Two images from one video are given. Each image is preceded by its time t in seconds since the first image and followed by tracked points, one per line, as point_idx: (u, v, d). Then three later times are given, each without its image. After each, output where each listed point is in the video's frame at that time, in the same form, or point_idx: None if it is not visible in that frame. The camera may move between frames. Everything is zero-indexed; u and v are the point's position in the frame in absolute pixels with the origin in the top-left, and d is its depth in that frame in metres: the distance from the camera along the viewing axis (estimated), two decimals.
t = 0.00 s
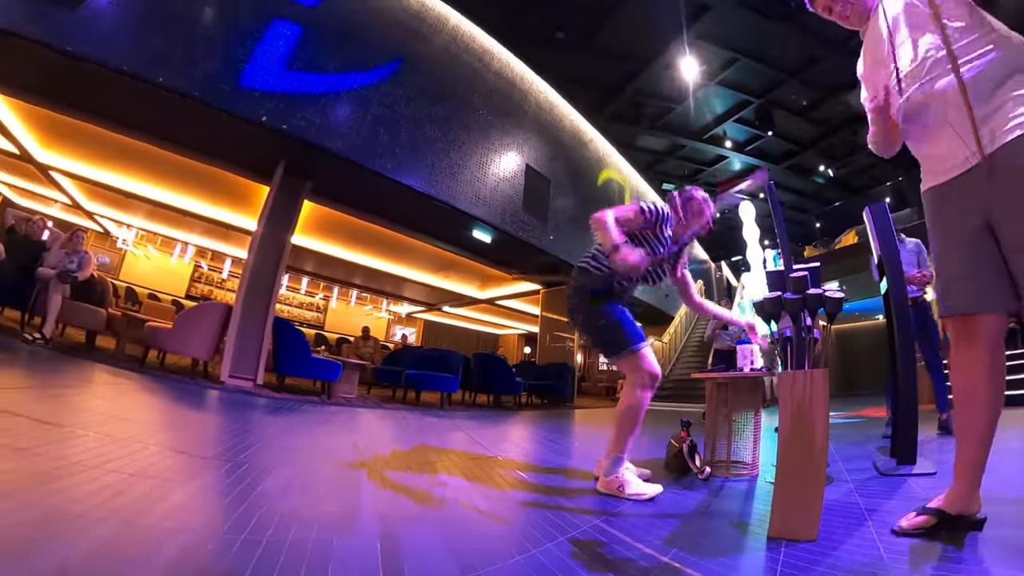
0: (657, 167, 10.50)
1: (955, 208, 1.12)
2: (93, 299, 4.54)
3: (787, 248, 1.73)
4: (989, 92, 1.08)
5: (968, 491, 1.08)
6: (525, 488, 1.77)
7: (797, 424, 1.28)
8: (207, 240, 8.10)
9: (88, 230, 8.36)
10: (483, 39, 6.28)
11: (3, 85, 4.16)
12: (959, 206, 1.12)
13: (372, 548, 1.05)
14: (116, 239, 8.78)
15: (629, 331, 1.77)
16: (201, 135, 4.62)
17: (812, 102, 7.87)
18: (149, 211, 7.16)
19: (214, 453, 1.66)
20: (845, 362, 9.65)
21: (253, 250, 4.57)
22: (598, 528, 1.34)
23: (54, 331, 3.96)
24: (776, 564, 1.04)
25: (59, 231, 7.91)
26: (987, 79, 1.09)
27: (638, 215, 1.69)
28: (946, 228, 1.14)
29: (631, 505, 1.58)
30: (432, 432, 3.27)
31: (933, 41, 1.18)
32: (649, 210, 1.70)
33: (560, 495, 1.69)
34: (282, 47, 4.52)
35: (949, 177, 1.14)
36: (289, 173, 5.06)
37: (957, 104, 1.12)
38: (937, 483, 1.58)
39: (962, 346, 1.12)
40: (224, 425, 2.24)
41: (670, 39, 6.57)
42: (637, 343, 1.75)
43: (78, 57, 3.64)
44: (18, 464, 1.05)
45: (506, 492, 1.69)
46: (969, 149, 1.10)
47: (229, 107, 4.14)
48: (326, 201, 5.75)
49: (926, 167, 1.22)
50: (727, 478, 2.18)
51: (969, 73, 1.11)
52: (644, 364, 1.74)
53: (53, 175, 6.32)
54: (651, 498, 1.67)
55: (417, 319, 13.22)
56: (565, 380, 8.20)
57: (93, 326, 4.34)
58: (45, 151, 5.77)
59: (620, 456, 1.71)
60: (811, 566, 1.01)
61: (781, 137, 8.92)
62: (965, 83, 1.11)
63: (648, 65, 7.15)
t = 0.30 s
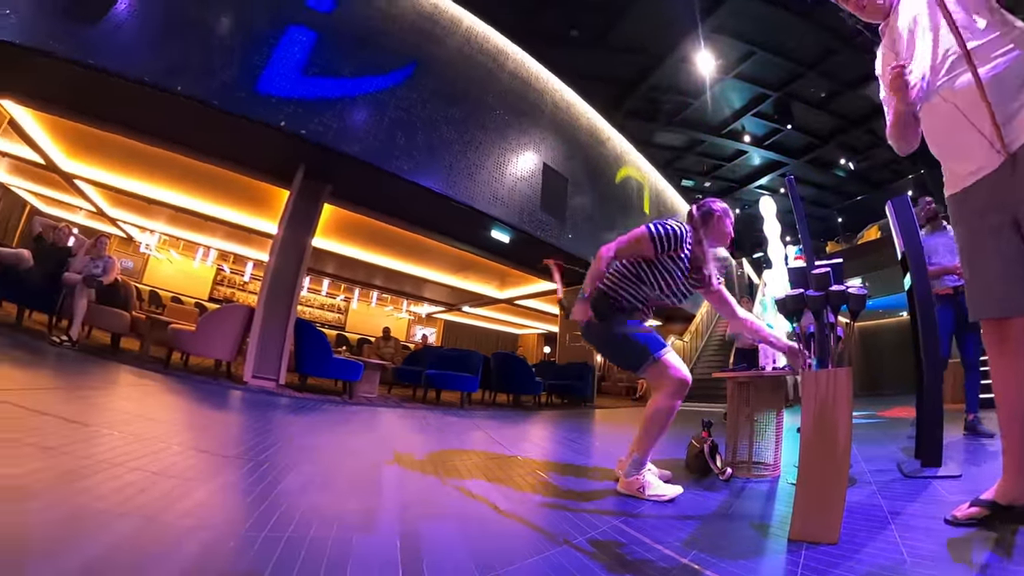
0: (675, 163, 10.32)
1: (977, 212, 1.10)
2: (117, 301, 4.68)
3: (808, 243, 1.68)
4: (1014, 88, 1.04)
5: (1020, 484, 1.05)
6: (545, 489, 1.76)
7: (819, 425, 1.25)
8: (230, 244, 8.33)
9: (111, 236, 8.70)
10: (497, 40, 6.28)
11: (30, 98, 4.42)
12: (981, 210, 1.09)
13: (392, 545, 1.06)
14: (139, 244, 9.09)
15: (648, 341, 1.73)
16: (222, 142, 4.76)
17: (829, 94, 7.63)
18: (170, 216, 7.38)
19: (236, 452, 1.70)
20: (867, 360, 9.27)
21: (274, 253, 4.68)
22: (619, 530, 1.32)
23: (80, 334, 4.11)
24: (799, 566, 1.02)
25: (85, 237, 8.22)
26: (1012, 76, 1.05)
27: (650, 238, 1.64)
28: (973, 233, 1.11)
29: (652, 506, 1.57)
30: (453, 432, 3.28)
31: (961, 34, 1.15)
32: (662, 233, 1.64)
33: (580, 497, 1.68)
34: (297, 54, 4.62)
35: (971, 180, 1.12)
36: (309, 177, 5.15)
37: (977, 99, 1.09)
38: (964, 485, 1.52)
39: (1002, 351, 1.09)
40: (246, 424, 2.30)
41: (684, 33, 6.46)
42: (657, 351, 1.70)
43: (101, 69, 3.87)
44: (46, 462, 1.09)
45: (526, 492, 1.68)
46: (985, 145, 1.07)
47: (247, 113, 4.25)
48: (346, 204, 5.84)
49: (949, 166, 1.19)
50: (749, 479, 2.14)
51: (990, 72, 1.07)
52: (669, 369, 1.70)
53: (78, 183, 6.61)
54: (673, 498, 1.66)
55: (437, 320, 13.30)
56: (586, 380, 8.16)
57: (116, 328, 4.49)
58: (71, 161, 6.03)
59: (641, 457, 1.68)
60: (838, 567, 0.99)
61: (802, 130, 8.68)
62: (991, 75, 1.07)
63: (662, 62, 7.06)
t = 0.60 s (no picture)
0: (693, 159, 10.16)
1: (1004, 235, 0.91)
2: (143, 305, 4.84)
3: (832, 238, 1.63)
4: None
5: None
6: (565, 487, 1.75)
7: (843, 426, 1.21)
8: (254, 248, 8.54)
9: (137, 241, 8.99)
10: (512, 40, 6.29)
11: (57, 112, 4.71)
12: (1011, 233, 0.90)
13: (412, 543, 1.06)
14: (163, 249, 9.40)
15: (670, 325, 1.69)
16: (243, 149, 4.89)
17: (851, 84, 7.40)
18: (194, 222, 7.60)
19: (260, 451, 1.75)
20: (892, 358, 9.29)
21: (296, 256, 4.78)
22: (639, 530, 1.31)
23: (106, 337, 4.26)
24: (821, 569, 0.99)
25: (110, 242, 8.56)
26: None
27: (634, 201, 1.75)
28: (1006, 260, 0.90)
29: (674, 507, 1.54)
30: (474, 431, 3.30)
31: (982, 51, 0.99)
32: (642, 195, 1.75)
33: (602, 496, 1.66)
34: (314, 60, 4.72)
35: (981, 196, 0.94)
36: (329, 181, 5.25)
37: (1003, 124, 0.91)
38: (995, 488, 1.46)
39: None
40: (270, 424, 2.35)
41: (699, 27, 6.36)
42: (676, 341, 1.65)
43: (121, 82, 4.04)
44: (74, 460, 1.14)
45: (547, 491, 1.68)
46: (1013, 172, 0.89)
47: (267, 120, 4.36)
48: (366, 206, 5.93)
49: (960, 184, 1.00)
50: (771, 480, 2.09)
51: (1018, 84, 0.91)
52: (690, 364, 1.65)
53: (101, 191, 6.93)
54: (692, 499, 1.63)
55: (458, 320, 13.39)
56: (606, 380, 8.10)
57: (142, 331, 4.64)
58: (94, 169, 6.27)
59: (659, 456, 1.66)
60: (863, 571, 0.96)
61: (823, 122, 8.43)
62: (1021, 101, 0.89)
63: (678, 57, 6.99)
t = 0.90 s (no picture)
0: (715, 154, 9.96)
1: None
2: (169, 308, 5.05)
3: (857, 233, 1.57)
4: None
5: None
6: (584, 485, 1.75)
7: (869, 427, 1.18)
8: (279, 251, 8.75)
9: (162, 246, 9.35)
10: (527, 39, 6.30)
11: (83, 124, 5.01)
12: None
13: (433, 541, 1.07)
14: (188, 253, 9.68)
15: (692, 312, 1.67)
16: (265, 154, 5.02)
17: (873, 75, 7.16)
18: (218, 226, 7.81)
19: (285, 449, 1.79)
20: (918, 355, 9.17)
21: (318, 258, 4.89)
22: (660, 531, 1.29)
23: (133, 339, 4.38)
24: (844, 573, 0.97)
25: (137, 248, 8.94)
26: None
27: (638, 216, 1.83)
28: (1011, 257, 0.83)
29: (696, 508, 1.52)
30: (495, 431, 3.31)
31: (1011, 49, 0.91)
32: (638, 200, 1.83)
33: (621, 494, 1.65)
34: (332, 66, 4.81)
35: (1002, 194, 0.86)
36: (349, 184, 5.35)
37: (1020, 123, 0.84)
38: None
39: None
40: (294, 423, 2.41)
41: (716, 19, 6.22)
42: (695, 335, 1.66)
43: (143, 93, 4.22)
44: (103, 457, 1.19)
45: (567, 489, 1.67)
46: None
47: (288, 125, 4.46)
48: (387, 209, 6.01)
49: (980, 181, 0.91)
50: (796, 481, 2.04)
51: None
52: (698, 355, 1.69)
53: (127, 199, 7.21)
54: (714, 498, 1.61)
55: (480, 320, 13.43)
56: (629, 380, 8.00)
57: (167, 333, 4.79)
58: (118, 178, 6.53)
59: (679, 457, 1.63)
60: None
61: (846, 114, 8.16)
62: None
63: (695, 50, 6.86)
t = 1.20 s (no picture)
0: (736, 148, 9.76)
1: None
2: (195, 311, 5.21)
3: (882, 226, 1.51)
4: None
5: None
6: (606, 485, 1.73)
7: (896, 426, 1.14)
8: (305, 255, 8.94)
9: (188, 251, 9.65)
10: (543, 39, 6.29)
11: (109, 135, 5.25)
12: None
13: (455, 540, 1.07)
14: (214, 258, 9.97)
15: (678, 320, 1.82)
16: (287, 160, 5.14)
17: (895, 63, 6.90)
18: (243, 231, 8.01)
19: (310, 448, 1.83)
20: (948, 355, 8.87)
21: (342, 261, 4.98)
22: (682, 532, 1.27)
23: (160, 341, 4.52)
24: None
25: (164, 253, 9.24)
26: None
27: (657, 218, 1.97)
28: None
29: (718, 510, 1.50)
30: (519, 430, 3.33)
31: None
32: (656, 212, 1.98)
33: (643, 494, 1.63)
34: (350, 72, 4.89)
35: None
36: (371, 187, 5.43)
37: None
38: None
39: None
40: (319, 422, 2.46)
41: (732, 12, 6.10)
42: (676, 333, 1.79)
43: (166, 103, 4.39)
44: (132, 455, 1.23)
45: (588, 489, 1.66)
46: None
47: (309, 131, 4.56)
48: (409, 211, 6.09)
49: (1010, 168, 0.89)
50: (821, 483, 1.98)
51: None
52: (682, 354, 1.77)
53: (153, 207, 7.48)
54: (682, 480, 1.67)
55: (502, 319, 13.47)
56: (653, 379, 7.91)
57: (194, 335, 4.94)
58: (144, 186, 6.76)
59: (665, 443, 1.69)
60: None
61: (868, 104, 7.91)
62: None
63: (712, 44, 6.74)
